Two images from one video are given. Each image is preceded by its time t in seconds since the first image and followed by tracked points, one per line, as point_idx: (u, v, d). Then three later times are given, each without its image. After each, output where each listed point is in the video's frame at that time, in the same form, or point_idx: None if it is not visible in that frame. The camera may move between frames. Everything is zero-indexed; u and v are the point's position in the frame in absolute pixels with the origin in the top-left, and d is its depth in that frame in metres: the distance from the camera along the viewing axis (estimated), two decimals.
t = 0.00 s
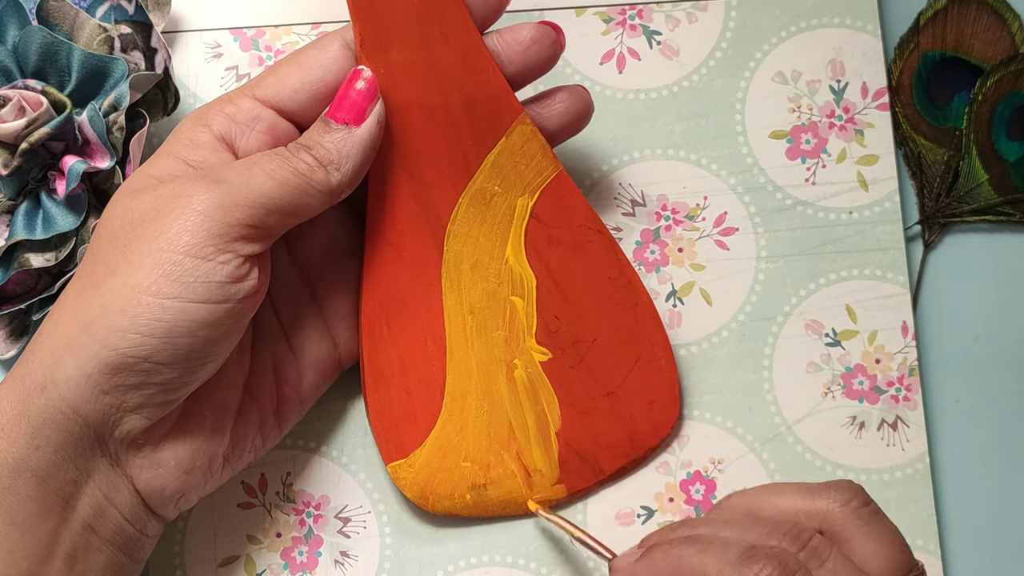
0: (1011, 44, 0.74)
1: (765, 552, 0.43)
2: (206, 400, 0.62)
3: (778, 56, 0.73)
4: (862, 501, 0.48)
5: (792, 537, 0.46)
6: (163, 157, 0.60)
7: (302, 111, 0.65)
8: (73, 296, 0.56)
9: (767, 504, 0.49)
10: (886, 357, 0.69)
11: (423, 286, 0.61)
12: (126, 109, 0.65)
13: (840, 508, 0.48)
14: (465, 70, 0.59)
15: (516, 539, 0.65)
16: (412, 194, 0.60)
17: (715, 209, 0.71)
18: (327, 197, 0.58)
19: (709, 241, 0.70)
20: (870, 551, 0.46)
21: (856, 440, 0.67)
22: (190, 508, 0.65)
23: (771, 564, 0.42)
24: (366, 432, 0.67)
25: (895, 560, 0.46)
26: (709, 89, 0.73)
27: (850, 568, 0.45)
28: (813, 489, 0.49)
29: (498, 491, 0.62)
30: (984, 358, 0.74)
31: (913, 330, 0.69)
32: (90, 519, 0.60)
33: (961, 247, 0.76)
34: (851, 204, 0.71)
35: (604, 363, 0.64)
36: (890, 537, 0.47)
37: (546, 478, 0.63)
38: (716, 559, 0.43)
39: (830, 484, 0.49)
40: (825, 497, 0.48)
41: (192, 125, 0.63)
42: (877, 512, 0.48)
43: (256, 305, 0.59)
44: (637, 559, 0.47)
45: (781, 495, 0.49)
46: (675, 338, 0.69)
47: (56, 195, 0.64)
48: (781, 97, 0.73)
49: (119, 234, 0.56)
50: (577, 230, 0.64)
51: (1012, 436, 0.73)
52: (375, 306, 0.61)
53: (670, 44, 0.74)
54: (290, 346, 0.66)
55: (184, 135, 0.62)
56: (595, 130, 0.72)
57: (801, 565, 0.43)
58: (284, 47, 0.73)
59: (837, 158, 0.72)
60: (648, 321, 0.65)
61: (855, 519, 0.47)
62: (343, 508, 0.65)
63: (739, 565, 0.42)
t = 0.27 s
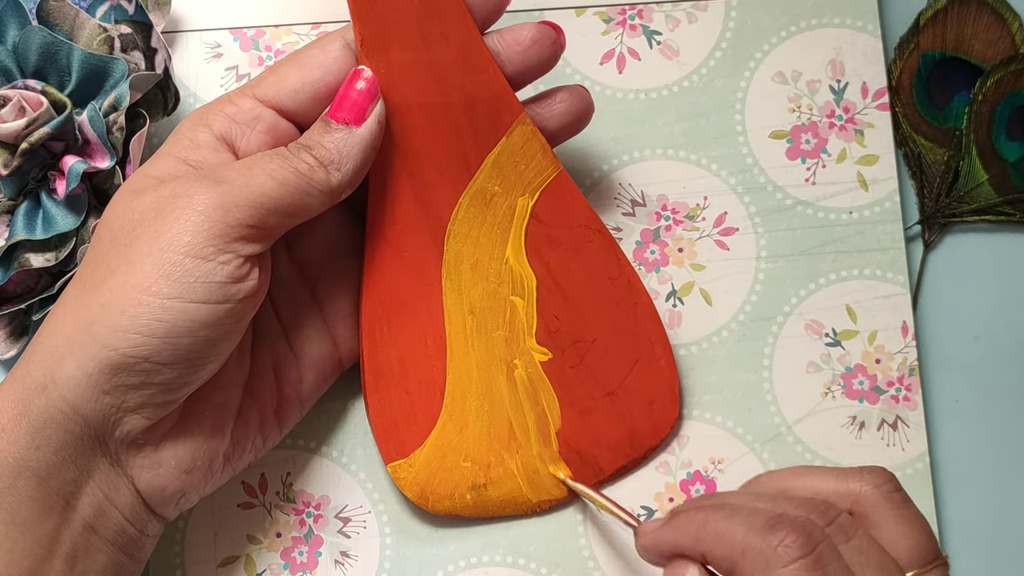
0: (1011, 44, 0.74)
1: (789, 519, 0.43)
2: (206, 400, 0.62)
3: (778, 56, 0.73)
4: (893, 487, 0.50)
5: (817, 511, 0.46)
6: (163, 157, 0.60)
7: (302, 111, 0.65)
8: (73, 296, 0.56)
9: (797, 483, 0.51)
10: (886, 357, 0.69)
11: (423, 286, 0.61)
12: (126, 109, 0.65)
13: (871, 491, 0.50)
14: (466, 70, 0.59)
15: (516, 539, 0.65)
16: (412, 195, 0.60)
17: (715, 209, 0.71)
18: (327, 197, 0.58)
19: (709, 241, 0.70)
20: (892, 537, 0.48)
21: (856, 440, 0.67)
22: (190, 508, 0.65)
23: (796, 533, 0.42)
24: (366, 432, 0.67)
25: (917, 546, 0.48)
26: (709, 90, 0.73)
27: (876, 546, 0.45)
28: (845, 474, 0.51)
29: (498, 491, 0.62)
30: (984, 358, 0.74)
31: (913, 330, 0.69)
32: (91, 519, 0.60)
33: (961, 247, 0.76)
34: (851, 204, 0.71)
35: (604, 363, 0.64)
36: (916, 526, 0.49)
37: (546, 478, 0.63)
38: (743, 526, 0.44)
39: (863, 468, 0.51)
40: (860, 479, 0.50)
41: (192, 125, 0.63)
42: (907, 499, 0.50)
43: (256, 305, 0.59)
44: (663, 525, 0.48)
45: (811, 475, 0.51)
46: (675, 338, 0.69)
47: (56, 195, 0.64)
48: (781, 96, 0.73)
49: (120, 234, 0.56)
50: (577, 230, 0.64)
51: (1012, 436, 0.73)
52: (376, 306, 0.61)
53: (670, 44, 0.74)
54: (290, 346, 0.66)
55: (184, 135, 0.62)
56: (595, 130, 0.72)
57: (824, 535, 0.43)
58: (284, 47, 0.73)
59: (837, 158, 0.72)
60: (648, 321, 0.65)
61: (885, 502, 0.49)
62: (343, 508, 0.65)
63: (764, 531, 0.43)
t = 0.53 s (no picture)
0: (1011, 44, 0.74)
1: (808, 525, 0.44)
2: (206, 400, 0.62)
3: (778, 56, 0.73)
4: (916, 494, 0.49)
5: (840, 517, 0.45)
6: (163, 157, 0.60)
7: (302, 111, 0.65)
8: (73, 296, 0.56)
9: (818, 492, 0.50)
10: (886, 357, 0.69)
11: (423, 286, 0.61)
12: (126, 109, 0.65)
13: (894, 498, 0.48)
14: (465, 70, 0.59)
15: (516, 539, 0.65)
16: (412, 195, 0.60)
17: (715, 209, 0.71)
18: (327, 197, 0.57)
19: (709, 241, 0.70)
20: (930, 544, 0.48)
21: (856, 440, 0.67)
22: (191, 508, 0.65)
23: (818, 538, 0.43)
24: (366, 432, 0.67)
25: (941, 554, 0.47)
26: (709, 90, 0.73)
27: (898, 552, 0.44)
28: (869, 481, 0.50)
29: (498, 492, 0.62)
30: (984, 358, 0.74)
31: (913, 330, 0.69)
32: (91, 519, 0.61)
33: (961, 247, 0.76)
34: (851, 204, 0.71)
35: (604, 363, 0.64)
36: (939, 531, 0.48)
37: (546, 478, 0.63)
38: (764, 533, 0.45)
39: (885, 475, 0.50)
40: (882, 486, 0.49)
41: (192, 125, 0.63)
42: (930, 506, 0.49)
43: (256, 305, 0.59)
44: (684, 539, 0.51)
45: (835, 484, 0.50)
46: (675, 338, 0.69)
47: (56, 195, 0.64)
48: (781, 96, 0.73)
49: (119, 235, 0.56)
50: (577, 230, 0.64)
51: (1012, 437, 0.73)
52: (376, 306, 0.61)
53: (670, 44, 0.74)
54: (290, 346, 0.66)
55: (184, 136, 0.62)
56: (595, 130, 0.72)
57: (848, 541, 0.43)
58: (284, 46, 0.73)
59: (838, 158, 0.72)
60: (648, 321, 0.65)
61: (909, 510, 0.48)
62: (343, 508, 0.65)
63: (786, 537, 0.43)
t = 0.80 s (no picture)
0: (1011, 44, 0.74)
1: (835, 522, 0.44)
2: (207, 400, 0.62)
3: (778, 56, 0.73)
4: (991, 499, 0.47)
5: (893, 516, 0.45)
6: (163, 157, 0.60)
7: (302, 111, 0.65)
8: (73, 296, 0.56)
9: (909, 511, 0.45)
10: (886, 357, 0.69)
11: (423, 286, 0.61)
12: (126, 109, 0.65)
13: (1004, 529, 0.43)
14: (465, 70, 0.59)
15: (516, 539, 0.65)
16: (412, 195, 0.60)
17: (715, 209, 0.71)
18: (327, 197, 0.57)
19: (709, 241, 0.70)
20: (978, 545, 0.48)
21: (856, 440, 0.67)
22: (191, 508, 0.65)
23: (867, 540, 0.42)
24: (366, 432, 0.67)
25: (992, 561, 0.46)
26: (709, 90, 0.73)
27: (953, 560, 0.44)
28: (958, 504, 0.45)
29: (498, 491, 0.63)
30: (984, 359, 0.74)
31: (913, 330, 0.69)
32: (91, 519, 0.61)
33: (961, 247, 0.76)
34: (851, 204, 0.71)
35: (604, 363, 0.64)
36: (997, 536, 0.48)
37: (546, 478, 0.63)
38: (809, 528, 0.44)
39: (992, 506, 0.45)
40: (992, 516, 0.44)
41: (192, 125, 0.63)
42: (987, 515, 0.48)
43: (256, 305, 0.59)
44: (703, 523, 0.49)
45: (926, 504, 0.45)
46: (675, 338, 0.69)
47: (56, 195, 0.64)
48: (781, 96, 0.73)
49: (120, 235, 0.56)
50: (577, 230, 0.64)
51: (1012, 437, 0.73)
52: (375, 306, 0.61)
53: (670, 44, 0.74)
54: (290, 346, 0.66)
55: (184, 136, 0.62)
56: (594, 130, 0.73)
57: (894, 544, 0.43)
58: (284, 46, 0.73)
59: (838, 158, 0.72)
60: (648, 321, 0.65)
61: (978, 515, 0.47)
62: (343, 508, 0.65)
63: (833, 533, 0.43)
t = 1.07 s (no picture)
0: (1011, 44, 0.73)
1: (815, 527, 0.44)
2: (204, 402, 0.62)
3: (778, 56, 0.73)
4: None
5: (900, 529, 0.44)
6: (163, 158, 0.60)
7: (301, 112, 0.65)
8: (70, 299, 0.56)
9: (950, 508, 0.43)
10: (886, 357, 0.69)
11: (422, 287, 0.61)
12: (126, 109, 0.65)
13: None
14: (463, 71, 0.59)
15: (516, 539, 0.65)
16: (410, 196, 0.60)
17: (715, 209, 0.71)
18: (323, 200, 0.57)
19: (709, 241, 0.70)
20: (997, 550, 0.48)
21: (856, 440, 0.67)
22: (190, 509, 0.65)
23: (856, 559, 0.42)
24: (366, 432, 0.67)
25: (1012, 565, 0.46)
26: (709, 90, 0.73)
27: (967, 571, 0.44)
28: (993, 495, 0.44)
29: (498, 493, 0.63)
30: (984, 358, 0.74)
31: (913, 331, 0.69)
32: (88, 522, 0.61)
33: (961, 246, 0.76)
34: (850, 204, 0.71)
35: (604, 364, 0.64)
36: None
37: (546, 479, 0.63)
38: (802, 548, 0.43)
39: None
40: None
41: (192, 125, 0.63)
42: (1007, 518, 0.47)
43: (252, 308, 0.59)
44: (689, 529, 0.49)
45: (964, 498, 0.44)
46: (675, 338, 0.69)
47: (56, 195, 0.64)
48: (781, 96, 0.73)
49: (116, 237, 0.56)
50: (576, 230, 0.64)
51: (1013, 437, 0.73)
52: (374, 307, 0.61)
53: (670, 44, 0.74)
54: (288, 347, 0.66)
55: (183, 136, 0.62)
56: (594, 130, 0.73)
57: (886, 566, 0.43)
58: (284, 46, 0.73)
59: (838, 158, 0.72)
60: (648, 321, 0.65)
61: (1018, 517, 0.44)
62: (343, 508, 0.65)
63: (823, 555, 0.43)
